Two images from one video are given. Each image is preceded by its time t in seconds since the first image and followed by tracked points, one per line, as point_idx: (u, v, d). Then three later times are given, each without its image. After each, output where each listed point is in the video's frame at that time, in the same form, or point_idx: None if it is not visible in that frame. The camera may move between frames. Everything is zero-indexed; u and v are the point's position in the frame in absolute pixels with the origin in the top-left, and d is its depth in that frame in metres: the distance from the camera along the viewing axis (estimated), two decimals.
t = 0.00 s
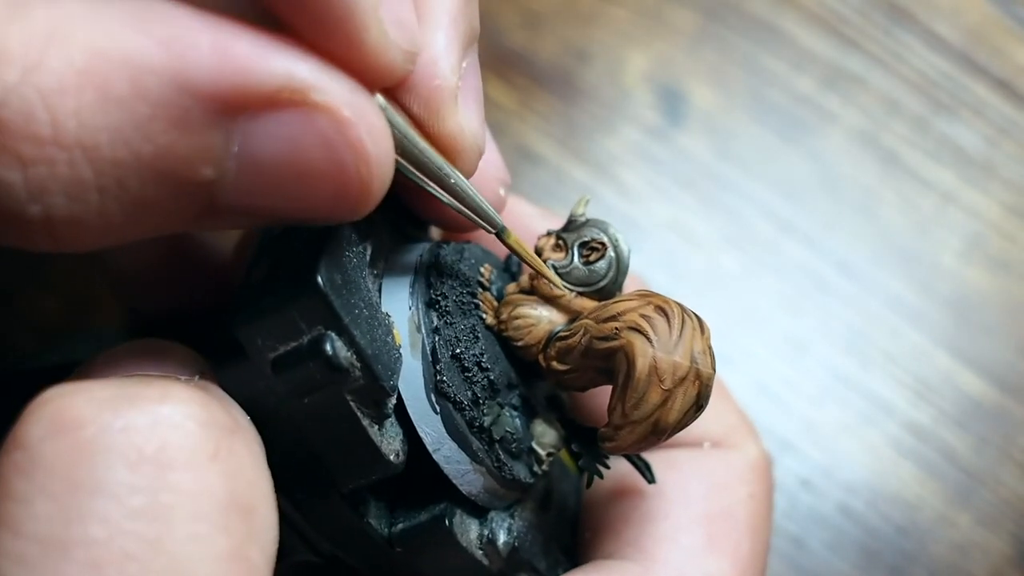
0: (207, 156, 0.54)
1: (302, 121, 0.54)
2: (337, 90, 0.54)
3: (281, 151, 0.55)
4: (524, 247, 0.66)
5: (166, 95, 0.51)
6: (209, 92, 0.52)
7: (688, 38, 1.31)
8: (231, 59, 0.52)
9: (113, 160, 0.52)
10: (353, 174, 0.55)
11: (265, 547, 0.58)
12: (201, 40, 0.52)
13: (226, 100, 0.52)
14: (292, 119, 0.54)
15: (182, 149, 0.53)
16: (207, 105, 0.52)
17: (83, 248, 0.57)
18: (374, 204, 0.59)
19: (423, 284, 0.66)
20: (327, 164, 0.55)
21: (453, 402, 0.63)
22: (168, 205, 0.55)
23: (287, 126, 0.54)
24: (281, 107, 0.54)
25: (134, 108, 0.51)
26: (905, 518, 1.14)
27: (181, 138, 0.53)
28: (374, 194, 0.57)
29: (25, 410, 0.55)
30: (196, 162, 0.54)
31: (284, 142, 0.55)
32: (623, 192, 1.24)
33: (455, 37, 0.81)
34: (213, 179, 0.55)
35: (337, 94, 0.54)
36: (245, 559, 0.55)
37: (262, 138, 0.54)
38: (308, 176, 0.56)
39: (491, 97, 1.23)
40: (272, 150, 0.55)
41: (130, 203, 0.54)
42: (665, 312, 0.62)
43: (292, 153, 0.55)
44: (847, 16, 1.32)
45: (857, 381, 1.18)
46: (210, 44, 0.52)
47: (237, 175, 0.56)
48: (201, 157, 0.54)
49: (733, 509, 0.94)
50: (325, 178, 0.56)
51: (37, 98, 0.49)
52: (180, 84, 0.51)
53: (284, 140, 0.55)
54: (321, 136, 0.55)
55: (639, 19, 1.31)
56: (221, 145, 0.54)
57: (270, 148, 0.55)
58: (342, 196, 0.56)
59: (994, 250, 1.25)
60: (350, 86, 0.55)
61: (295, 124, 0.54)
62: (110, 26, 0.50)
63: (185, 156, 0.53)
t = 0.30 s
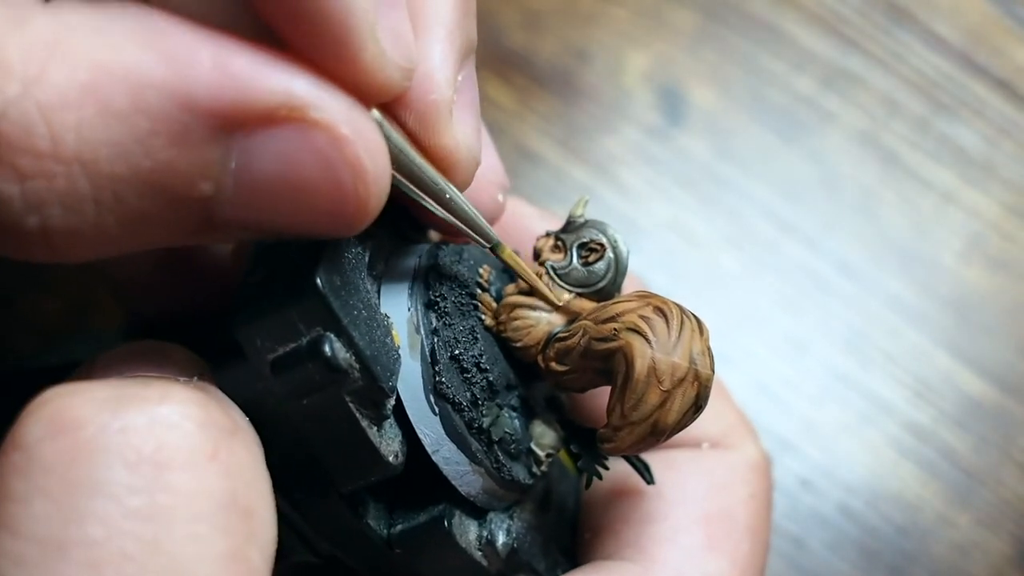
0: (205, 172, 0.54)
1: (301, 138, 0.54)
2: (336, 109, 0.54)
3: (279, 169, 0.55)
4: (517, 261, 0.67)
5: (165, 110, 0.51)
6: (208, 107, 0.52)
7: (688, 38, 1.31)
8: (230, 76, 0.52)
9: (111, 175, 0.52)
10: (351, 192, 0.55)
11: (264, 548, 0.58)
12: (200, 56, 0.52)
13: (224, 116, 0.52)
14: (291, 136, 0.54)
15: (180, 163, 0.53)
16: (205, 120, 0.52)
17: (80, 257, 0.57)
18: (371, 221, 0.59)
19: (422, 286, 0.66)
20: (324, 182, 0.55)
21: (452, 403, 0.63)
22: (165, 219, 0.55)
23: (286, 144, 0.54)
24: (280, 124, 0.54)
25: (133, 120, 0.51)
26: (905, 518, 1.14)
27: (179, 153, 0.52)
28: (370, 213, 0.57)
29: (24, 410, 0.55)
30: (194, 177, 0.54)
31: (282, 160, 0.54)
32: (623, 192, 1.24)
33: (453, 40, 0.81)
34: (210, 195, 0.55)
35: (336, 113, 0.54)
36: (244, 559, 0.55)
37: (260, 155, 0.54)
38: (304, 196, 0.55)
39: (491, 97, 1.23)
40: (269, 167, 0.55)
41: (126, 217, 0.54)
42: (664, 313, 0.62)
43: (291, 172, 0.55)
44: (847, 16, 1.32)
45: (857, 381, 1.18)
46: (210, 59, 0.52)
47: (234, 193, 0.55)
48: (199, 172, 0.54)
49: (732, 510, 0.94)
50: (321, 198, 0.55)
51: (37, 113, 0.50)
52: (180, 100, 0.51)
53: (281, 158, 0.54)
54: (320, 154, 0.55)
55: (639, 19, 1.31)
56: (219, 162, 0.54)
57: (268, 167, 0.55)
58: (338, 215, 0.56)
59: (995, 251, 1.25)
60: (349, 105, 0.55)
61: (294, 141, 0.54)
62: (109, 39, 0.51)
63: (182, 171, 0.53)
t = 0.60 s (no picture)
0: (208, 160, 0.54)
1: (303, 125, 0.54)
2: (337, 95, 0.54)
3: (281, 155, 0.55)
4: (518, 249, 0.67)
5: (169, 98, 0.51)
6: (211, 94, 0.52)
7: (688, 38, 1.31)
8: (232, 63, 0.52)
9: (115, 163, 0.52)
10: (353, 178, 0.55)
11: (264, 548, 0.57)
12: (202, 44, 0.52)
13: (227, 103, 0.52)
14: (293, 122, 0.54)
15: (183, 151, 0.53)
16: (209, 108, 0.52)
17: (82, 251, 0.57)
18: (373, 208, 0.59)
19: (422, 283, 0.66)
20: (326, 168, 0.55)
21: (452, 401, 0.63)
22: (167, 209, 0.55)
23: (288, 131, 0.54)
24: (282, 111, 0.54)
25: (137, 109, 0.51)
26: (905, 518, 1.14)
27: (183, 140, 0.52)
28: (372, 198, 0.57)
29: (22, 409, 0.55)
30: (197, 165, 0.54)
31: (283, 147, 0.55)
32: (623, 192, 1.24)
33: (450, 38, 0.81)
34: (212, 182, 0.55)
35: (336, 100, 0.54)
36: (244, 558, 0.55)
37: (261, 141, 0.54)
38: (306, 181, 0.56)
39: (492, 97, 1.23)
40: (271, 153, 0.55)
41: (129, 207, 0.54)
42: (664, 311, 0.62)
43: (292, 158, 0.55)
44: (847, 16, 1.32)
45: (857, 381, 1.18)
46: (210, 48, 0.52)
47: (235, 179, 0.55)
48: (202, 160, 0.54)
49: (733, 509, 0.94)
50: (323, 183, 0.56)
51: (41, 103, 0.49)
52: (183, 87, 0.51)
53: (283, 145, 0.55)
54: (322, 141, 0.55)
55: (639, 19, 1.31)
56: (222, 149, 0.54)
57: (269, 153, 0.55)
58: (341, 200, 0.56)
59: (994, 251, 1.25)
60: (350, 91, 0.55)
61: (296, 128, 0.54)
62: (110, 30, 0.51)
63: (185, 159, 0.53)
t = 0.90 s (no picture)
0: (195, 155, 0.54)
1: (291, 120, 0.54)
2: (325, 89, 0.55)
3: (269, 150, 0.55)
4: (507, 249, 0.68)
5: (154, 92, 0.51)
6: (198, 88, 0.52)
7: (688, 38, 1.31)
8: (219, 57, 0.52)
9: (99, 159, 0.52)
10: (342, 172, 0.55)
11: (263, 548, 0.57)
12: (190, 39, 0.52)
13: (214, 97, 0.52)
14: (282, 118, 0.54)
15: (169, 146, 0.53)
16: (195, 102, 0.52)
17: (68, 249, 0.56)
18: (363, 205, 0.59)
19: (420, 285, 0.66)
20: (315, 162, 0.55)
21: (450, 403, 0.63)
22: (155, 205, 0.55)
23: (276, 126, 0.54)
24: (270, 105, 0.54)
25: (122, 104, 0.51)
26: (905, 518, 1.14)
27: (169, 135, 0.52)
28: (361, 194, 0.57)
29: (22, 409, 0.55)
30: (185, 161, 0.54)
31: (271, 143, 0.55)
32: (623, 192, 1.24)
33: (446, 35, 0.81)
34: (200, 179, 0.55)
35: (324, 93, 0.54)
36: (243, 559, 0.55)
37: (249, 137, 0.54)
38: (295, 177, 0.56)
39: (491, 97, 1.23)
40: (259, 149, 0.55)
41: (116, 203, 0.54)
42: (662, 311, 0.61)
43: (281, 153, 0.55)
44: (847, 16, 1.32)
45: (857, 381, 1.18)
46: (198, 42, 0.52)
47: (224, 175, 0.55)
48: (190, 156, 0.54)
49: (732, 509, 0.94)
50: (312, 178, 0.56)
51: (26, 97, 0.49)
52: (169, 82, 0.51)
53: (271, 140, 0.55)
54: (311, 136, 0.55)
55: (639, 19, 1.30)
56: (209, 145, 0.54)
57: (257, 148, 0.55)
58: (329, 195, 0.56)
59: (994, 251, 1.25)
60: (338, 86, 0.55)
61: (285, 124, 0.54)
62: (103, 27, 0.51)
63: (171, 154, 0.53)
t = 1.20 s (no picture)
0: (187, 155, 0.54)
1: (281, 118, 0.54)
2: (316, 87, 0.54)
3: (259, 148, 0.55)
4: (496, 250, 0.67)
5: (145, 93, 0.51)
6: (188, 87, 0.52)
7: (688, 38, 1.31)
8: (209, 55, 0.52)
9: (91, 160, 0.52)
10: (333, 170, 0.55)
11: (262, 550, 0.57)
12: (180, 39, 0.52)
13: (205, 97, 0.52)
14: (272, 116, 0.54)
15: (160, 146, 0.53)
16: (187, 102, 0.52)
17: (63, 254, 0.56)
18: (353, 202, 0.58)
19: (419, 286, 0.65)
20: (304, 159, 0.55)
21: (449, 405, 0.63)
22: (148, 207, 0.55)
23: (266, 124, 0.54)
24: (258, 102, 0.54)
25: (112, 106, 0.51)
26: (905, 518, 1.14)
27: (161, 137, 0.52)
28: (352, 192, 0.56)
29: (22, 410, 0.55)
30: (176, 161, 0.54)
31: (261, 140, 0.54)
32: (623, 192, 1.24)
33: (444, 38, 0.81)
34: (191, 179, 0.55)
35: (314, 91, 0.54)
36: (242, 560, 0.55)
37: (239, 134, 0.54)
38: (286, 174, 0.55)
39: (492, 97, 1.24)
40: (249, 147, 0.54)
41: (109, 206, 0.54)
42: (661, 313, 0.61)
43: (271, 150, 0.55)
44: (847, 16, 1.32)
45: (857, 381, 1.18)
46: (188, 42, 0.52)
47: (215, 175, 0.55)
48: (181, 155, 0.54)
49: (732, 509, 0.94)
50: (303, 176, 0.55)
51: (24, 102, 0.50)
52: (160, 81, 0.51)
53: (261, 139, 0.54)
54: (302, 134, 0.54)
55: (639, 19, 1.30)
56: (199, 144, 0.54)
57: (247, 146, 0.54)
58: (321, 192, 0.55)
59: (994, 251, 1.25)
60: (328, 84, 0.55)
61: (275, 122, 0.54)
62: (100, 31, 0.51)
63: (162, 153, 0.53)
